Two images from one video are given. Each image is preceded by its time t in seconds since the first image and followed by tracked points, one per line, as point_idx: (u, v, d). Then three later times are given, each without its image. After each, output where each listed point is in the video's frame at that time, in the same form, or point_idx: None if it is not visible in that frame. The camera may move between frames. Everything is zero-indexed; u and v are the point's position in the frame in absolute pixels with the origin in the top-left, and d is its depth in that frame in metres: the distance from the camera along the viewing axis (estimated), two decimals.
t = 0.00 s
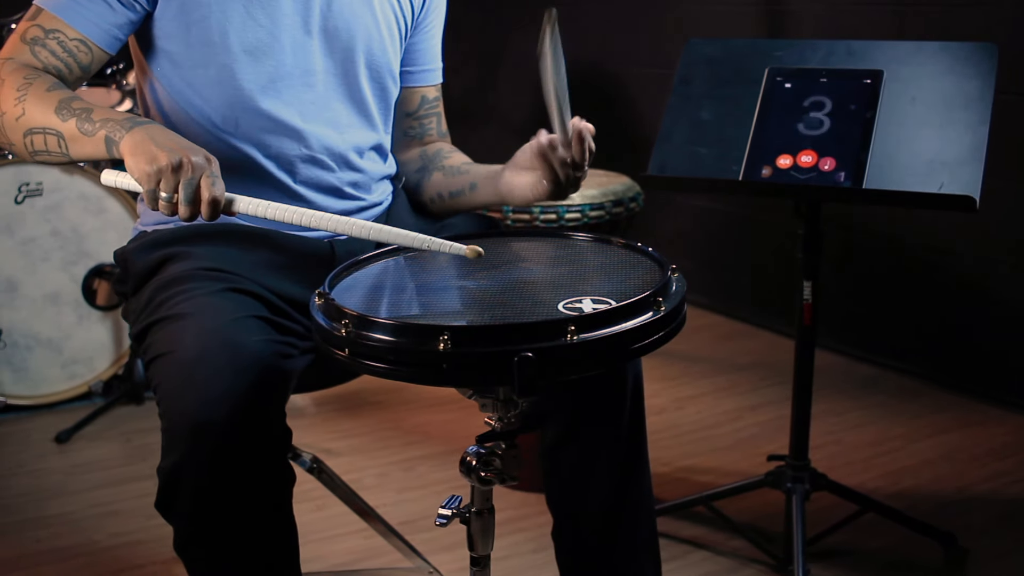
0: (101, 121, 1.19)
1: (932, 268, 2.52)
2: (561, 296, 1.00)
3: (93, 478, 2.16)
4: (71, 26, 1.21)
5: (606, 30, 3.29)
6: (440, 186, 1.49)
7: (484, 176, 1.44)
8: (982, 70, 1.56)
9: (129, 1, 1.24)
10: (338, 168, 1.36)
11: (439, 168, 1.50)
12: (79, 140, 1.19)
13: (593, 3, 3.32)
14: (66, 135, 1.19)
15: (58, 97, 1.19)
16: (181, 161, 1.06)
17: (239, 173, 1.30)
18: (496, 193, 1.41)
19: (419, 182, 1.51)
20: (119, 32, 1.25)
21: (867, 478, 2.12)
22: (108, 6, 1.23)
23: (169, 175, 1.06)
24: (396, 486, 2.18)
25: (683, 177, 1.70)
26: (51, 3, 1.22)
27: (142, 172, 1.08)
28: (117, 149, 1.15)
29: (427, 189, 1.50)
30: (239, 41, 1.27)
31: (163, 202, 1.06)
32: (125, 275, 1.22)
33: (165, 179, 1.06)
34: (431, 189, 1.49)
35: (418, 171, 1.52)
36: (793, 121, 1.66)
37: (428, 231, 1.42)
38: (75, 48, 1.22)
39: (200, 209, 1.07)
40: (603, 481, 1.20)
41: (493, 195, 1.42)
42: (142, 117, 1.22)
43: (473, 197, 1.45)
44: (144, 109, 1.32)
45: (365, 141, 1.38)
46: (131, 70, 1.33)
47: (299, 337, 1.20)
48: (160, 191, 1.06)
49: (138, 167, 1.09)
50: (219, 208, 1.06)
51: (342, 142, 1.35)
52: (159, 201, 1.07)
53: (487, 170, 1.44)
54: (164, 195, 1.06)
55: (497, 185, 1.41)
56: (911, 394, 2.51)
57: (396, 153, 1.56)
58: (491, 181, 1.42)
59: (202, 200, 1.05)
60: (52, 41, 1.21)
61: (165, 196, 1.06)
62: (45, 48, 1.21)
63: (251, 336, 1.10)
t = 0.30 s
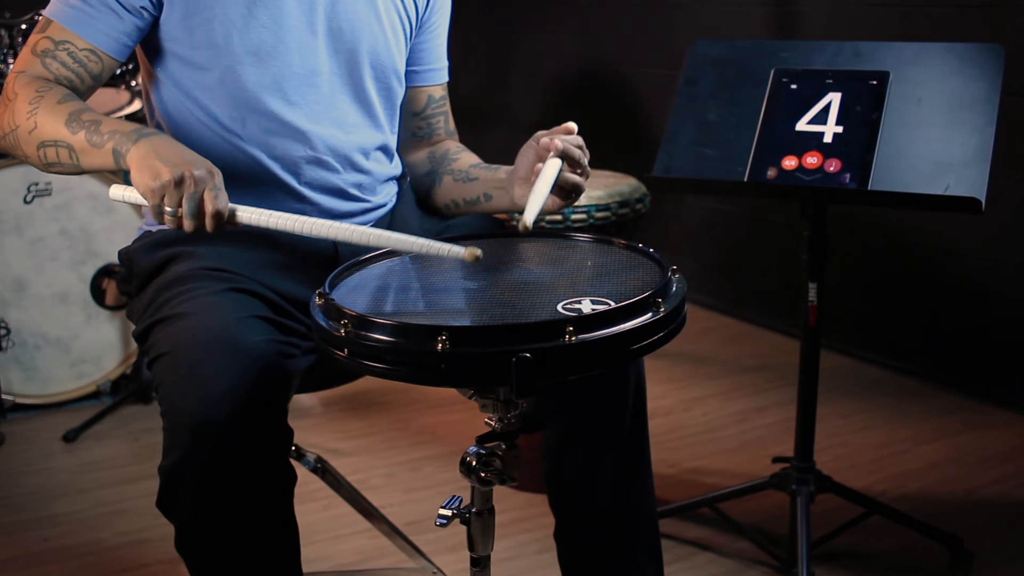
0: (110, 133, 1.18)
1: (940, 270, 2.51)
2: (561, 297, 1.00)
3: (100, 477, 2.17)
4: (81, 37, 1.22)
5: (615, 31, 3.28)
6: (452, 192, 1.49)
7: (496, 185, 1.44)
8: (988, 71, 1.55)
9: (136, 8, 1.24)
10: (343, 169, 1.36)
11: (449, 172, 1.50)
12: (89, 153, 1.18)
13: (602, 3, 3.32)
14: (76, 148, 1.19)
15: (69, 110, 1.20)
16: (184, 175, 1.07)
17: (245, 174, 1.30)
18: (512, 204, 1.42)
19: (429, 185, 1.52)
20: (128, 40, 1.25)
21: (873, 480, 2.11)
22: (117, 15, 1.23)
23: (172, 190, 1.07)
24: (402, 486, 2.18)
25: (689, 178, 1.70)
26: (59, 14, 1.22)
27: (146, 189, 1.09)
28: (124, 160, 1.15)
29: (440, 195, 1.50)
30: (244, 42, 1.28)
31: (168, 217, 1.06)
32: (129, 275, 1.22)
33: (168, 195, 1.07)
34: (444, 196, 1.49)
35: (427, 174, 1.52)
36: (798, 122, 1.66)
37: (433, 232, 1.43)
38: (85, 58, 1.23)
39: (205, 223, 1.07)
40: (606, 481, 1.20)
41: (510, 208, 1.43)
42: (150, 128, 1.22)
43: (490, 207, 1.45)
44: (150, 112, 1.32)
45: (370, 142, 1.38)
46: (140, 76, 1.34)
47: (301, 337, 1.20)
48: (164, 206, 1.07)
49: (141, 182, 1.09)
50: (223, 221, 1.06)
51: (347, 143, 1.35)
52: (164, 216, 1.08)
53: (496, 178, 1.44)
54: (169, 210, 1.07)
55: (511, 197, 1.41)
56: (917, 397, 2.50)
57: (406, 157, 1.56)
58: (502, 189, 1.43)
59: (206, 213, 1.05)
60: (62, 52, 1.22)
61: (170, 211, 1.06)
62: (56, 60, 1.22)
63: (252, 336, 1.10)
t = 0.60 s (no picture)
0: (121, 144, 1.18)
1: (946, 272, 2.50)
2: (560, 298, 1.00)
3: (106, 477, 2.17)
4: (88, 44, 1.23)
5: (623, 31, 3.28)
6: (457, 187, 1.48)
7: (500, 176, 1.44)
8: (994, 72, 1.54)
9: (141, 13, 1.25)
10: (346, 170, 1.35)
11: (452, 167, 1.50)
12: (102, 162, 1.19)
13: (609, 4, 3.32)
14: (89, 158, 1.19)
15: (80, 120, 1.20)
16: (192, 147, 1.06)
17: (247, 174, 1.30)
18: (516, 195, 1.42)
19: (434, 182, 1.51)
20: (134, 45, 1.26)
21: (879, 483, 2.10)
22: (122, 21, 1.24)
23: (190, 165, 1.05)
24: (407, 487, 2.18)
25: (694, 179, 1.70)
26: (66, 23, 1.22)
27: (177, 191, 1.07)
28: (138, 170, 1.15)
29: (444, 191, 1.50)
30: (246, 42, 1.28)
31: (199, 186, 1.03)
32: (132, 275, 1.23)
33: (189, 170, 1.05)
34: (449, 192, 1.49)
35: (431, 172, 1.52)
36: (804, 123, 1.65)
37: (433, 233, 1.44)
38: (92, 65, 1.23)
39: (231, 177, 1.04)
40: (608, 481, 1.20)
41: (515, 199, 1.43)
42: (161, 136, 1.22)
43: (494, 199, 1.45)
44: (153, 115, 1.32)
45: (373, 142, 1.38)
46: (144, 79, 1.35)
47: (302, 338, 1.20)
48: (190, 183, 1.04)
49: (170, 183, 1.07)
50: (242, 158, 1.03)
51: (350, 143, 1.35)
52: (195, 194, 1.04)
53: (499, 170, 1.44)
54: (197, 181, 1.04)
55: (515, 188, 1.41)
56: (924, 399, 2.49)
57: (410, 155, 1.56)
58: (506, 182, 1.43)
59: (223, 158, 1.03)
60: (69, 61, 1.22)
61: (197, 180, 1.03)
62: (64, 68, 1.22)
63: (253, 336, 1.10)
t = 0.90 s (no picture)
0: (129, 151, 1.19)
1: (954, 273, 2.50)
2: (561, 298, 1.01)
3: (112, 475, 2.18)
4: (94, 50, 1.23)
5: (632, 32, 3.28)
6: (464, 183, 1.48)
7: (506, 170, 1.44)
8: (1001, 73, 1.53)
9: (145, 17, 1.25)
10: (350, 169, 1.35)
11: (459, 162, 1.50)
12: (111, 169, 1.20)
13: (618, 5, 3.32)
14: (98, 166, 1.20)
15: (88, 126, 1.20)
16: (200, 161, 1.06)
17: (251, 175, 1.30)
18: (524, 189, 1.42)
19: (441, 178, 1.51)
20: (139, 49, 1.26)
21: (885, 484, 2.10)
22: (127, 26, 1.24)
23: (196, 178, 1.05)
24: (413, 487, 2.18)
25: (700, 180, 1.70)
26: (72, 29, 1.23)
27: (184, 204, 1.08)
28: (146, 177, 1.15)
29: (452, 186, 1.50)
30: (249, 43, 1.28)
31: (206, 200, 1.03)
32: (137, 274, 1.24)
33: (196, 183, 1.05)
34: (456, 188, 1.49)
35: (438, 168, 1.52)
36: (810, 124, 1.65)
37: (439, 232, 1.43)
38: (99, 71, 1.24)
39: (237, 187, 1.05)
40: (611, 481, 1.19)
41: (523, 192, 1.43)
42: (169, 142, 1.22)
43: (503, 192, 1.45)
44: (160, 117, 1.33)
45: (377, 141, 1.38)
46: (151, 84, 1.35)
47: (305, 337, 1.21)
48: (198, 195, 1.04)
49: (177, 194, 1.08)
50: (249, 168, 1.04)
51: (354, 142, 1.35)
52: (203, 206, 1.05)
53: (506, 163, 1.44)
54: (203, 195, 1.04)
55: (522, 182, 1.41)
56: (931, 400, 2.48)
57: (417, 151, 1.56)
58: (513, 176, 1.43)
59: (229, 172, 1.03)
60: (77, 68, 1.23)
61: (203, 194, 1.03)
62: (72, 75, 1.23)
63: (255, 335, 1.11)
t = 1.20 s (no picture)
0: (130, 155, 1.18)
1: (961, 274, 2.49)
2: (561, 298, 1.01)
3: (118, 474, 2.19)
4: (97, 52, 1.23)
5: (640, 32, 3.27)
6: (468, 184, 1.48)
7: (507, 174, 1.43)
8: (1008, 74, 1.53)
9: (148, 19, 1.26)
10: (354, 168, 1.36)
11: (462, 163, 1.50)
12: (112, 173, 1.19)
13: (626, 5, 3.31)
14: (99, 169, 1.20)
15: (90, 130, 1.21)
16: (198, 171, 1.06)
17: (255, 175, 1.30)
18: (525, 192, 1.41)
19: (446, 178, 1.51)
20: (142, 51, 1.26)
21: (892, 486, 2.09)
22: (130, 27, 1.24)
23: (195, 188, 1.06)
24: (418, 487, 2.18)
25: (705, 181, 1.70)
26: (76, 32, 1.24)
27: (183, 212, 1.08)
28: (146, 182, 1.15)
29: (456, 185, 1.50)
30: (251, 45, 1.28)
31: (203, 212, 1.04)
32: (140, 274, 1.24)
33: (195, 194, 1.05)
34: (460, 188, 1.49)
35: (442, 168, 1.52)
36: (815, 125, 1.64)
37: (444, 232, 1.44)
38: (103, 73, 1.24)
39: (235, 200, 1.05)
40: (614, 482, 1.19)
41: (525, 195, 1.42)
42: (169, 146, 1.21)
43: (504, 195, 1.44)
44: (164, 118, 1.33)
45: (381, 141, 1.38)
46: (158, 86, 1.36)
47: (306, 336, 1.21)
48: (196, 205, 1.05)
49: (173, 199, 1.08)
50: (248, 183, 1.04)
51: (357, 142, 1.35)
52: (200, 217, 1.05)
53: (507, 167, 1.43)
54: (201, 206, 1.04)
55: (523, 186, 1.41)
56: (938, 402, 2.48)
57: (421, 151, 1.56)
58: (515, 179, 1.42)
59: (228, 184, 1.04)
60: (80, 69, 1.23)
61: (201, 206, 1.04)
62: (75, 76, 1.23)
63: (256, 334, 1.11)
